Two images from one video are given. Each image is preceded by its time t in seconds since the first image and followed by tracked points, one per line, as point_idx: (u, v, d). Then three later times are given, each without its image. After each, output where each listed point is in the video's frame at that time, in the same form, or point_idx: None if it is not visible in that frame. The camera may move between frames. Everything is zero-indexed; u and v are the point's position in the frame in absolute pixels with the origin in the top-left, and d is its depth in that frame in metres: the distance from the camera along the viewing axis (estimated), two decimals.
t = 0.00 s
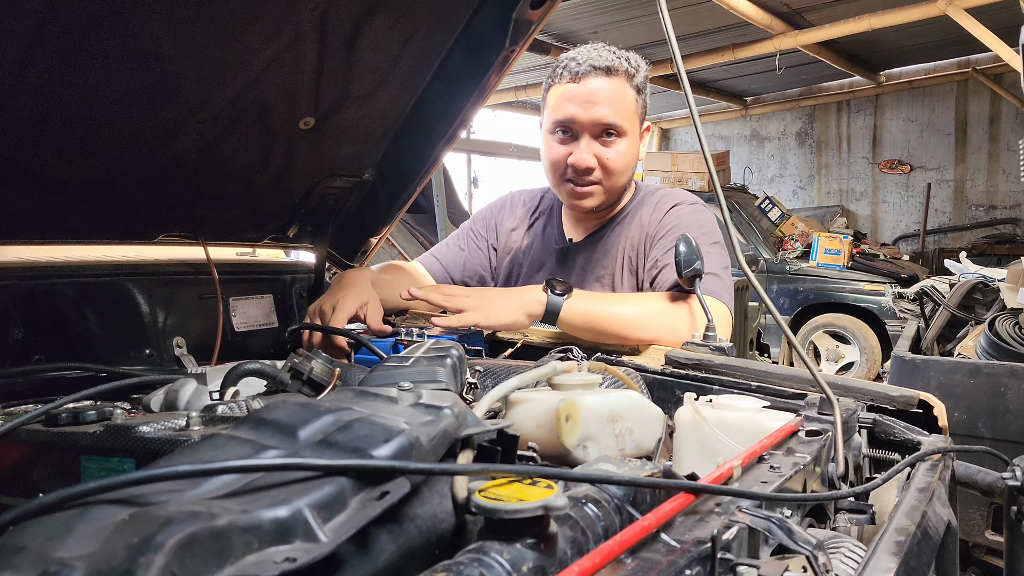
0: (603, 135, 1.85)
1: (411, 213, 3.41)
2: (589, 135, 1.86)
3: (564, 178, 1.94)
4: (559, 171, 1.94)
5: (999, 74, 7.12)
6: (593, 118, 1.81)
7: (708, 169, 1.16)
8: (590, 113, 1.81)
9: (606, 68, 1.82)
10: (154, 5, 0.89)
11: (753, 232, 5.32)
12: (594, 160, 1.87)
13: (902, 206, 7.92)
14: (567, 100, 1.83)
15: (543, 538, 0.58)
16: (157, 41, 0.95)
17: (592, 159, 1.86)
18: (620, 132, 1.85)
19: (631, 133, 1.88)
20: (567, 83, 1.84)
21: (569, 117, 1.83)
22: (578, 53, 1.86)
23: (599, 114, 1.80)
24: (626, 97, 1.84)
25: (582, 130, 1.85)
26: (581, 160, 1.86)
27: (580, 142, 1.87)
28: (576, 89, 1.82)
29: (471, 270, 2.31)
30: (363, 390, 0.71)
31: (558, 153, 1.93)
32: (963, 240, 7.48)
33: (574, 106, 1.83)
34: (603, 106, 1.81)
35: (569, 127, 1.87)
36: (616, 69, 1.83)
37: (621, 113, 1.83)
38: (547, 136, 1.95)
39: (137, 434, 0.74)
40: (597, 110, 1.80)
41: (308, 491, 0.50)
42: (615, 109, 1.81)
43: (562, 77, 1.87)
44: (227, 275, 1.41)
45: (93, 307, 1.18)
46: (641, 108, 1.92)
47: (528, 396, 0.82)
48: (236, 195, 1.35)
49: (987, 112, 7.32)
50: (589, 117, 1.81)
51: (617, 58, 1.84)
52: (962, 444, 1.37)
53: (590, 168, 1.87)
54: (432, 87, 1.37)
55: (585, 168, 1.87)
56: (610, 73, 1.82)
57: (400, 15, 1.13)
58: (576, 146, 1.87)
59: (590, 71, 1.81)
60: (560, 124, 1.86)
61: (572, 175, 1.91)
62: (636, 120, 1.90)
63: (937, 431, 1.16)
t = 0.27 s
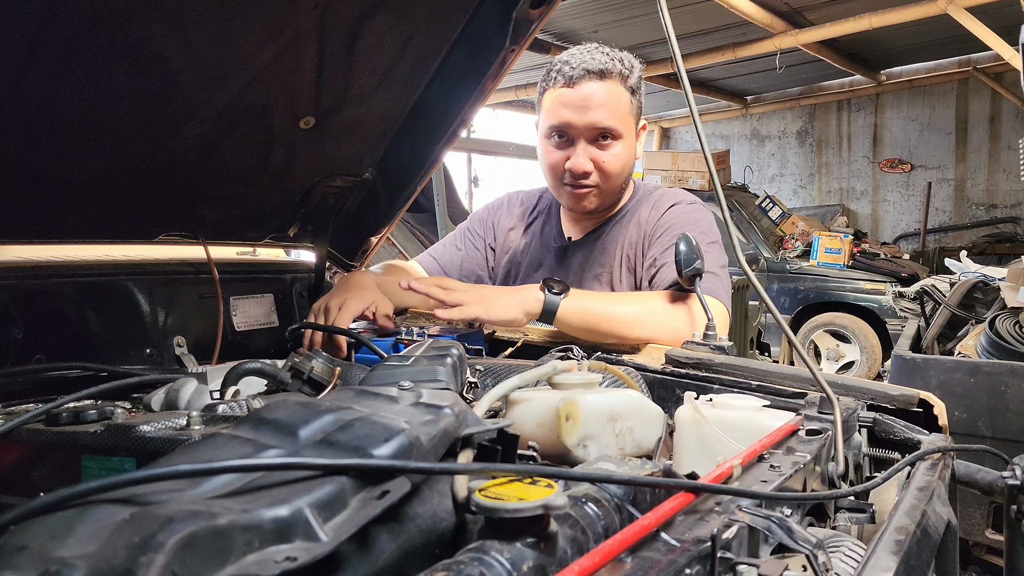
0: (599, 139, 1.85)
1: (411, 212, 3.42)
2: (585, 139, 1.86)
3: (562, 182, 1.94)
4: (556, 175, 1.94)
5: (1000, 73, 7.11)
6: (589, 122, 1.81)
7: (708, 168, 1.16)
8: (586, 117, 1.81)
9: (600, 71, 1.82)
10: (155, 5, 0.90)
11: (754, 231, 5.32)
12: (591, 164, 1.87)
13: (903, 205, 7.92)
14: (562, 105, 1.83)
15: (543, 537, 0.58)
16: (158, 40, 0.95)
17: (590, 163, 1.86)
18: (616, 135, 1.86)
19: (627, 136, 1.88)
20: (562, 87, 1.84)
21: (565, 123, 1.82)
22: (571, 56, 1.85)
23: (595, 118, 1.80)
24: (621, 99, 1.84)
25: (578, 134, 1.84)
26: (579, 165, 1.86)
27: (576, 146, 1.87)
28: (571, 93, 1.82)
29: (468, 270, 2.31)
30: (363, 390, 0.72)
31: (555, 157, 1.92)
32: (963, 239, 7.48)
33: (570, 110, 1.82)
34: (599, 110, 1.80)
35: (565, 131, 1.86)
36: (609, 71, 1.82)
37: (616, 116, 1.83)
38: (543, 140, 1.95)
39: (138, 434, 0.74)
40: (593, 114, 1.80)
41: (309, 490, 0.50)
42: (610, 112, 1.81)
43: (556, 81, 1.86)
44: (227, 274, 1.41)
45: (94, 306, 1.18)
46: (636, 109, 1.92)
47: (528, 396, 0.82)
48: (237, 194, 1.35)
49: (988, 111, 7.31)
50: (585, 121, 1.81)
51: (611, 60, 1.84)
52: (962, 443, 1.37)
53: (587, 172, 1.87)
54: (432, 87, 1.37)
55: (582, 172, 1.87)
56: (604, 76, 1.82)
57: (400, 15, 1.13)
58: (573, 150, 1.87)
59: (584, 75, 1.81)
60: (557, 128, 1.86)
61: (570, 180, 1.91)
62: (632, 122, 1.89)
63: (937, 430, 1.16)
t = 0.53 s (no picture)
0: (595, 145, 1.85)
1: (412, 211, 3.42)
2: (581, 145, 1.85)
3: (559, 188, 1.94)
4: (554, 181, 1.95)
5: (1001, 71, 7.10)
6: (585, 130, 1.80)
7: (709, 167, 1.15)
8: (581, 124, 1.80)
9: (594, 76, 1.80)
10: (155, 4, 0.90)
11: (754, 230, 5.32)
12: (587, 170, 1.88)
13: (904, 203, 7.91)
14: (556, 113, 1.82)
15: (543, 536, 0.58)
16: (159, 39, 0.95)
17: (586, 170, 1.87)
18: (612, 140, 1.85)
19: (622, 140, 1.88)
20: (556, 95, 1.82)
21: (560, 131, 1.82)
22: (564, 61, 1.84)
23: (590, 125, 1.80)
24: (616, 104, 1.83)
25: (574, 141, 1.84)
26: (576, 172, 1.86)
27: (572, 153, 1.86)
28: (565, 101, 1.80)
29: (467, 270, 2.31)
30: (363, 389, 0.72)
31: (551, 163, 1.92)
32: (964, 237, 7.47)
33: (565, 118, 1.81)
34: (594, 117, 1.80)
35: (561, 138, 1.86)
36: (603, 76, 1.81)
37: (611, 122, 1.82)
38: (538, 146, 1.94)
39: (138, 432, 0.75)
40: (589, 121, 1.80)
41: (309, 488, 0.50)
42: (605, 119, 1.81)
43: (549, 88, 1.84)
44: (228, 273, 1.41)
45: (94, 304, 1.18)
46: (630, 111, 1.91)
47: (528, 395, 0.82)
48: (237, 192, 1.35)
49: (989, 109, 7.30)
50: (581, 129, 1.80)
51: (604, 64, 1.82)
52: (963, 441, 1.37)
53: (584, 179, 1.87)
54: (432, 85, 1.37)
55: (579, 179, 1.87)
56: (598, 82, 1.80)
57: (400, 14, 1.13)
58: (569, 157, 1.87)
59: (578, 82, 1.79)
60: (552, 136, 1.85)
61: (567, 186, 1.92)
62: (627, 125, 1.89)
63: (937, 429, 1.16)
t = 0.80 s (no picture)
0: (597, 137, 1.85)
1: (414, 210, 3.42)
2: (582, 137, 1.85)
3: (562, 182, 1.94)
4: (556, 175, 1.94)
5: (1004, 69, 7.08)
6: (587, 121, 1.80)
7: (711, 165, 1.14)
8: (583, 116, 1.80)
9: (594, 69, 1.80)
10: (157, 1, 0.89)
11: (756, 228, 5.31)
12: (590, 162, 1.87)
13: (906, 202, 7.90)
14: (558, 106, 1.82)
15: (545, 534, 0.58)
16: (160, 37, 0.95)
17: (589, 162, 1.87)
18: (614, 132, 1.85)
19: (624, 132, 1.88)
20: (557, 88, 1.82)
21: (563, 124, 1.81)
22: (564, 55, 1.84)
23: (592, 117, 1.79)
24: (616, 96, 1.83)
25: (576, 133, 1.84)
26: (579, 164, 1.86)
27: (575, 146, 1.86)
28: (566, 94, 1.80)
29: (469, 267, 2.31)
30: (365, 387, 0.72)
31: (553, 156, 1.92)
32: (967, 236, 7.46)
33: (567, 110, 1.81)
34: (596, 108, 1.80)
35: (563, 131, 1.86)
36: (603, 69, 1.81)
37: (613, 114, 1.82)
38: (540, 141, 1.94)
39: (140, 430, 0.76)
40: (590, 113, 1.79)
41: (311, 486, 0.50)
42: (607, 110, 1.81)
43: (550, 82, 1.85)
44: (230, 271, 1.41)
45: (97, 303, 1.18)
46: (631, 104, 1.91)
47: (530, 393, 0.82)
48: (239, 190, 1.35)
49: (992, 107, 7.29)
50: (583, 121, 1.80)
51: (604, 56, 1.83)
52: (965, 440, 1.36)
53: (587, 171, 1.87)
54: (433, 84, 1.37)
55: (582, 171, 1.87)
56: (599, 74, 1.81)
57: (401, 13, 1.13)
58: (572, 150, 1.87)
59: (579, 75, 1.79)
60: (554, 129, 1.85)
61: (570, 180, 1.91)
62: (628, 118, 1.89)
63: (939, 427, 1.16)
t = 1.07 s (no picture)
0: (600, 134, 1.84)
1: (416, 208, 3.42)
2: (586, 135, 1.84)
3: (567, 180, 1.94)
4: (561, 173, 1.94)
5: (1007, 67, 7.06)
6: (590, 119, 1.79)
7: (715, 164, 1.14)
8: (586, 114, 1.79)
9: (596, 66, 1.80)
10: None
11: (759, 227, 5.31)
12: (594, 160, 1.87)
13: (908, 200, 7.89)
14: (561, 104, 1.81)
15: (549, 533, 0.58)
16: (162, 36, 0.95)
17: (593, 159, 1.86)
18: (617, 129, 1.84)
19: (627, 129, 1.87)
20: (559, 86, 1.82)
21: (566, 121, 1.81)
22: (566, 54, 1.84)
23: (595, 114, 1.79)
24: (619, 93, 1.82)
25: (579, 131, 1.83)
26: (582, 162, 1.86)
27: (578, 143, 1.86)
28: (568, 91, 1.80)
29: (472, 266, 2.30)
30: (368, 386, 0.72)
31: (556, 154, 1.92)
32: (969, 234, 7.44)
33: (569, 108, 1.81)
34: (599, 106, 1.79)
35: (566, 129, 1.85)
36: (604, 66, 1.81)
37: (616, 110, 1.81)
38: (544, 140, 1.94)
39: (143, 429, 0.76)
40: (593, 110, 1.79)
41: (315, 485, 0.50)
42: (610, 107, 1.80)
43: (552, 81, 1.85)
44: (233, 270, 1.41)
45: (99, 302, 1.18)
46: (634, 101, 1.91)
47: (534, 392, 0.81)
48: (242, 189, 1.34)
49: (995, 105, 7.27)
50: (585, 118, 1.80)
51: (605, 54, 1.83)
52: (969, 439, 1.36)
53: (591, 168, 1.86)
54: (436, 82, 1.36)
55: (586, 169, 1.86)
56: (601, 71, 1.80)
57: (403, 11, 1.13)
58: (575, 147, 1.86)
59: (580, 72, 1.79)
60: (558, 127, 1.85)
61: (574, 177, 1.91)
62: (631, 115, 1.88)
63: (943, 426, 1.15)
